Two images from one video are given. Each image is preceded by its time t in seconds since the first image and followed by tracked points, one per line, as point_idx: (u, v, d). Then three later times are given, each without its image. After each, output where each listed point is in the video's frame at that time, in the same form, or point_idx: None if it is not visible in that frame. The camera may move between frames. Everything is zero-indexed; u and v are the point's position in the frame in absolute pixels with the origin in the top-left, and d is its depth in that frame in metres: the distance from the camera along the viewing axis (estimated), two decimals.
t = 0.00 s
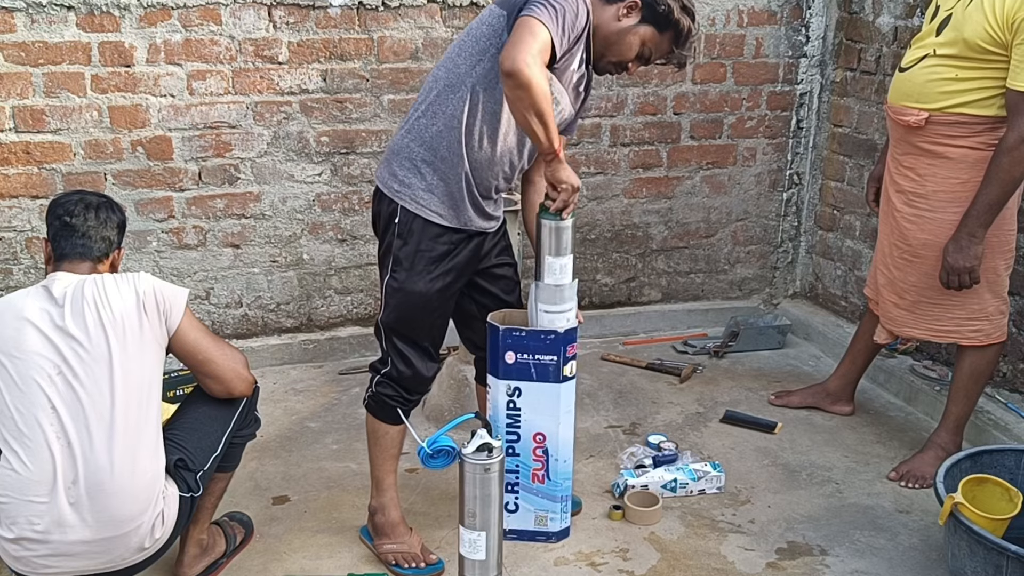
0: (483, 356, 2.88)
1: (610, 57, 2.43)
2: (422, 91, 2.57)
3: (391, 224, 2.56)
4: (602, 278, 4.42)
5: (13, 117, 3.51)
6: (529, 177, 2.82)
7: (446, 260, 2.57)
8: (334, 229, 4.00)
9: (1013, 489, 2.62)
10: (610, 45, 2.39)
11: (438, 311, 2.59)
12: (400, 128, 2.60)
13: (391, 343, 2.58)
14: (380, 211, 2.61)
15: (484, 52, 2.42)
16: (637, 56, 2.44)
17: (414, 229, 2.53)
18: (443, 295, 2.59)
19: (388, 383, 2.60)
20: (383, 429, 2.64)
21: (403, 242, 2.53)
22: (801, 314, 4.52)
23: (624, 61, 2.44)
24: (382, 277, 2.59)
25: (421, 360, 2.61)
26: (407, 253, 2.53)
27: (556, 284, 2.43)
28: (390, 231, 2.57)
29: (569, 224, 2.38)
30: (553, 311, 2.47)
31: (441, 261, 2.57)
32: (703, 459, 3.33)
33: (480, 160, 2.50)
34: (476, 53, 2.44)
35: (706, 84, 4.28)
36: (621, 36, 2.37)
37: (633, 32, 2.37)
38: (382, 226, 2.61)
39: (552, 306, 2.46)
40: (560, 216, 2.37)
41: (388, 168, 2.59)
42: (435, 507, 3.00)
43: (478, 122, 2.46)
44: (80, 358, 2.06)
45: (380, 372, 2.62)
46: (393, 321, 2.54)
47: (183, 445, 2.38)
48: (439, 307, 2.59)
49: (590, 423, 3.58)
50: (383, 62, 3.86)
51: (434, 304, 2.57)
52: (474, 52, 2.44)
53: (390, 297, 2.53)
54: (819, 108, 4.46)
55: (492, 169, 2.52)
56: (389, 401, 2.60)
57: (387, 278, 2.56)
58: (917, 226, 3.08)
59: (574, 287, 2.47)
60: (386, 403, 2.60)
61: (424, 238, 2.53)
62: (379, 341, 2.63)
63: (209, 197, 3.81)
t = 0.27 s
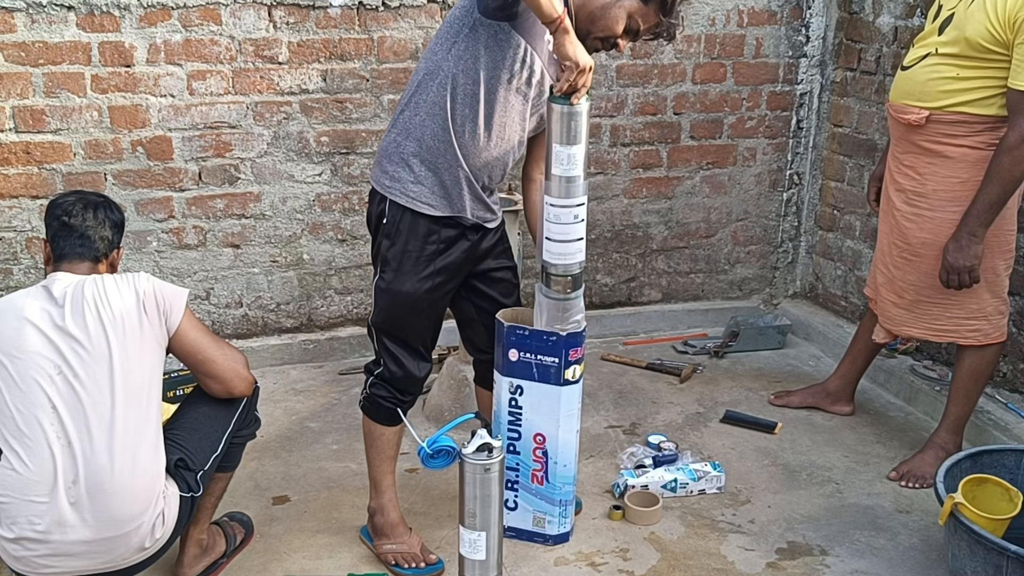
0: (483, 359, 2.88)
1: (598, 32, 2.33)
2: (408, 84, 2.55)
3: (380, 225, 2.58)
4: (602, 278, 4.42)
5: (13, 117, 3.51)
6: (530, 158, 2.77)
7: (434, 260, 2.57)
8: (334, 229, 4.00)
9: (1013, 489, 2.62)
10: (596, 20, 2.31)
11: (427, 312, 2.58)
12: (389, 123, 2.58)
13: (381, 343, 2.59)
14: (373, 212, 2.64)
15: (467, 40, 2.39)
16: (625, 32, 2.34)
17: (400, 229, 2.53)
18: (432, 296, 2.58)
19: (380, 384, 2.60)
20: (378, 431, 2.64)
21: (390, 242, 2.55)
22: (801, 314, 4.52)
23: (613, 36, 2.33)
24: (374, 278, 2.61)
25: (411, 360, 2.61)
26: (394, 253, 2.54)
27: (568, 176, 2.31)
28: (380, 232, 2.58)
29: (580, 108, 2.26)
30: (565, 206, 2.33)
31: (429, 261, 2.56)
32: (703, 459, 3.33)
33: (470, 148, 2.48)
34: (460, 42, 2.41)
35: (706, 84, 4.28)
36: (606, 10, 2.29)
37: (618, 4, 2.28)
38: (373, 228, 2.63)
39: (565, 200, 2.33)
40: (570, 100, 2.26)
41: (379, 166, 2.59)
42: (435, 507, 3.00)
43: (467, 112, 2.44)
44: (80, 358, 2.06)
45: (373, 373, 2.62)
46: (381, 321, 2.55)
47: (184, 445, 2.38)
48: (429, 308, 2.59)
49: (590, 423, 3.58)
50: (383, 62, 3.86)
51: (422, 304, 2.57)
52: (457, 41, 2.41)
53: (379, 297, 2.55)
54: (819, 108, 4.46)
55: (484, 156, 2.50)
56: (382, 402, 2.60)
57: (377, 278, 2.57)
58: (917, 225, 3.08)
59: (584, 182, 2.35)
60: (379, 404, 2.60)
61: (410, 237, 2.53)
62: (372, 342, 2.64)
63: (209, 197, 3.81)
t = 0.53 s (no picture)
0: (477, 361, 2.88)
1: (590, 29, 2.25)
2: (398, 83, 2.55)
3: (370, 227, 2.57)
4: (602, 278, 4.42)
5: (14, 117, 3.51)
6: (520, 151, 2.73)
7: (425, 261, 2.56)
8: (334, 229, 4.00)
9: (1013, 489, 2.62)
10: (587, 15, 2.23)
11: (418, 313, 2.58)
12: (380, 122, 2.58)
13: (373, 345, 2.59)
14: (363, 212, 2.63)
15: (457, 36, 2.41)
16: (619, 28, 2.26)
17: (390, 230, 2.53)
18: (424, 297, 2.58)
19: (375, 386, 2.60)
20: (375, 433, 2.64)
21: (380, 244, 2.54)
22: (801, 314, 4.52)
23: (606, 32, 2.25)
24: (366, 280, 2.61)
25: (404, 362, 2.61)
26: (384, 255, 2.54)
27: (574, 168, 1.99)
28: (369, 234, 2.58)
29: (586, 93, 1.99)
30: (577, 208, 2.00)
31: (420, 263, 2.56)
32: (703, 459, 3.33)
33: (460, 146, 2.47)
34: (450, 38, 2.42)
35: (706, 84, 4.28)
36: (596, 5, 2.21)
37: None
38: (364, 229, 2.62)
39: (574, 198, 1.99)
40: (577, 83, 1.99)
41: (369, 167, 2.59)
42: (435, 507, 3.00)
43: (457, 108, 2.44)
44: (79, 358, 2.06)
45: (369, 376, 2.62)
46: (373, 324, 2.55)
47: (184, 445, 2.38)
48: (420, 310, 2.58)
49: (590, 423, 3.58)
50: (383, 62, 3.86)
51: (412, 306, 2.56)
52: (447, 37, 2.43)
53: (370, 299, 2.55)
54: (819, 108, 4.46)
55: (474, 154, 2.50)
56: (377, 405, 2.60)
57: (367, 281, 2.57)
58: (917, 225, 3.08)
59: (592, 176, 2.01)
60: (374, 406, 2.60)
61: (399, 239, 2.53)
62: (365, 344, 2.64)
63: (209, 197, 3.81)
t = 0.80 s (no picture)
0: (478, 358, 2.88)
1: (607, 64, 2.31)
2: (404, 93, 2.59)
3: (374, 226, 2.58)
4: (602, 278, 4.42)
5: (13, 117, 3.51)
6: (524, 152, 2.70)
7: (431, 259, 2.57)
8: (334, 229, 4.00)
9: (1013, 489, 2.61)
10: (604, 53, 2.28)
11: (423, 310, 2.58)
12: (383, 129, 2.61)
13: (378, 344, 2.59)
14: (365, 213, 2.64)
15: (457, 51, 2.42)
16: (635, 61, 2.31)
17: (395, 228, 2.53)
18: (428, 294, 2.58)
19: (381, 385, 2.60)
20: (379, 432, 2.64)
21: (384, 242, 2.54)
22: (801, 314, 4.52)
23: (623, 67, 2.31)
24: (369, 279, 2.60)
25: (411, 360, 2.61)
26: (390, 254, 2.54)
27: (569, 328, 2.09)
28: (373, 233, 2.58)
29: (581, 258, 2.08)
30: (570, 362, 2.11)
31: (425, 260, 2.57)
32: (703, 459, 3.33)
33: (459, 167, 2.50)
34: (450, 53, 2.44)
35: (706, 84, 4.28)
36: (614, 41, 2.26)
37: (627, 37, 2.25)
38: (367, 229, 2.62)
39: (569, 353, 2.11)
40: (573, 249, 2.08)
41: (371, 167, 2.60)
42: (435, 507, 3.00)
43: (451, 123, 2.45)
44: (79, 358, 2.06)
45: (373, 375, 2.62)
46: (379, 322, 2.55)
47: (183, 445, 2.38)
48: (425, 307, 2.59)
49: (590, 423, 3.58)
50: (383, 62, 3.86)
51: (419, 304, 2.57)
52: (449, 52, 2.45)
53: (375, 298, 2.55)
54: (819, 108, 4.46)
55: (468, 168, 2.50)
56: (383, 403, 2.60)
57: (372, 280, 2.57)
58: (917, 225, 3.08)
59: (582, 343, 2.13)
60: (379, 405, 2.60)
61: (406, 238, 2.54)
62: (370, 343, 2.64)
63: (209, 197, 3.81)
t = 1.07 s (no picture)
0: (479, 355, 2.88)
1: (610, 97, 2.32)
2: (410, 102, 2.62)
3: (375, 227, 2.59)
4: (602, 278, 4.42)
5: (13, 117, 3.51)
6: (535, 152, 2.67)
7: (432, 258, 2.58)
8: (334, 229, 4.00)
9: (1013, 489, 2.62)
10: (608, 87, 2.29)
11: (426, 308, 2.58)
12: (387, 132, 2.64)
13: (381, 342, 2.59)
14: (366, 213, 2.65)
15: (466, 72, 2.45)
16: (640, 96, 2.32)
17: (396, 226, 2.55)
18: (430, 292, 2.59)
19: (385, 384, 2.60)
20: (381, 430, 2.63)
21: (386, 242, 2.56)
22: (801, 314, 4.52)
23: (626, 102, 2.32)
24: (371, 279, 2.61)
25: (414, 359, 2.61)
26: (392, 253, 2.55)
27: (547, 441, 2.28)
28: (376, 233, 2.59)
29: (561, 378, 2.26)
30: (552, 472, 2.30)
31: (427, 258, 2.57)
32: (703, 459, 3.33)
33: (456, 189, 2.54)
34: (459, 73, 2.47)
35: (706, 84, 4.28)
36: (618, 77, 2.27)
37: (631, 73, 2.26)
38: (369, 231, 2.64)
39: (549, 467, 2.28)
40: (552, 369, 2.26)
41: (371, 167, 2.63)
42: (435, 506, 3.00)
43: (452, 144, 2.49)
44: (79, 358, 2.06)
45: (376, 373, 2.61)
46: (382, 321, 2.55)
47: (183, 445, 2.38)
48: (427, 305, 2.59)
49: (590, 423, 3.58)
50: (383, 62, 3.86)
51: (422, 302, 2.57)
52: (459, 72, 2.48)
53: (378, 297, 2.55)
54: (819, 108, 4.46)
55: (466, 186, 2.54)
56: (387, 402, 2.60)
57: (374, 279, 2.57)
58: (917, 224, 3.08)
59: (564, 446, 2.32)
60: (382, 403, 2.60)
61: (407, 238, 2.55)
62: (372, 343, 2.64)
63: (209, 197, 3.81)
